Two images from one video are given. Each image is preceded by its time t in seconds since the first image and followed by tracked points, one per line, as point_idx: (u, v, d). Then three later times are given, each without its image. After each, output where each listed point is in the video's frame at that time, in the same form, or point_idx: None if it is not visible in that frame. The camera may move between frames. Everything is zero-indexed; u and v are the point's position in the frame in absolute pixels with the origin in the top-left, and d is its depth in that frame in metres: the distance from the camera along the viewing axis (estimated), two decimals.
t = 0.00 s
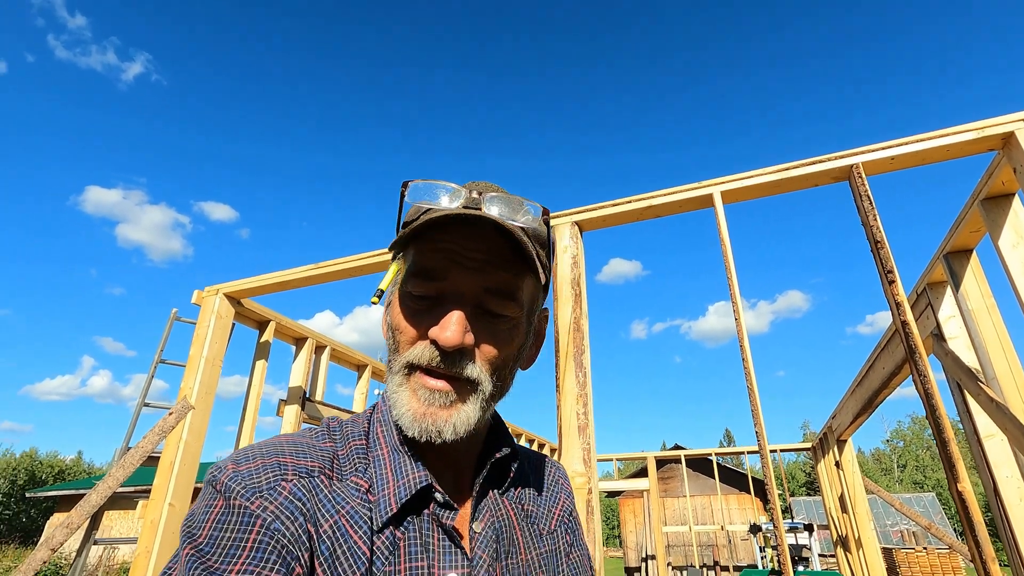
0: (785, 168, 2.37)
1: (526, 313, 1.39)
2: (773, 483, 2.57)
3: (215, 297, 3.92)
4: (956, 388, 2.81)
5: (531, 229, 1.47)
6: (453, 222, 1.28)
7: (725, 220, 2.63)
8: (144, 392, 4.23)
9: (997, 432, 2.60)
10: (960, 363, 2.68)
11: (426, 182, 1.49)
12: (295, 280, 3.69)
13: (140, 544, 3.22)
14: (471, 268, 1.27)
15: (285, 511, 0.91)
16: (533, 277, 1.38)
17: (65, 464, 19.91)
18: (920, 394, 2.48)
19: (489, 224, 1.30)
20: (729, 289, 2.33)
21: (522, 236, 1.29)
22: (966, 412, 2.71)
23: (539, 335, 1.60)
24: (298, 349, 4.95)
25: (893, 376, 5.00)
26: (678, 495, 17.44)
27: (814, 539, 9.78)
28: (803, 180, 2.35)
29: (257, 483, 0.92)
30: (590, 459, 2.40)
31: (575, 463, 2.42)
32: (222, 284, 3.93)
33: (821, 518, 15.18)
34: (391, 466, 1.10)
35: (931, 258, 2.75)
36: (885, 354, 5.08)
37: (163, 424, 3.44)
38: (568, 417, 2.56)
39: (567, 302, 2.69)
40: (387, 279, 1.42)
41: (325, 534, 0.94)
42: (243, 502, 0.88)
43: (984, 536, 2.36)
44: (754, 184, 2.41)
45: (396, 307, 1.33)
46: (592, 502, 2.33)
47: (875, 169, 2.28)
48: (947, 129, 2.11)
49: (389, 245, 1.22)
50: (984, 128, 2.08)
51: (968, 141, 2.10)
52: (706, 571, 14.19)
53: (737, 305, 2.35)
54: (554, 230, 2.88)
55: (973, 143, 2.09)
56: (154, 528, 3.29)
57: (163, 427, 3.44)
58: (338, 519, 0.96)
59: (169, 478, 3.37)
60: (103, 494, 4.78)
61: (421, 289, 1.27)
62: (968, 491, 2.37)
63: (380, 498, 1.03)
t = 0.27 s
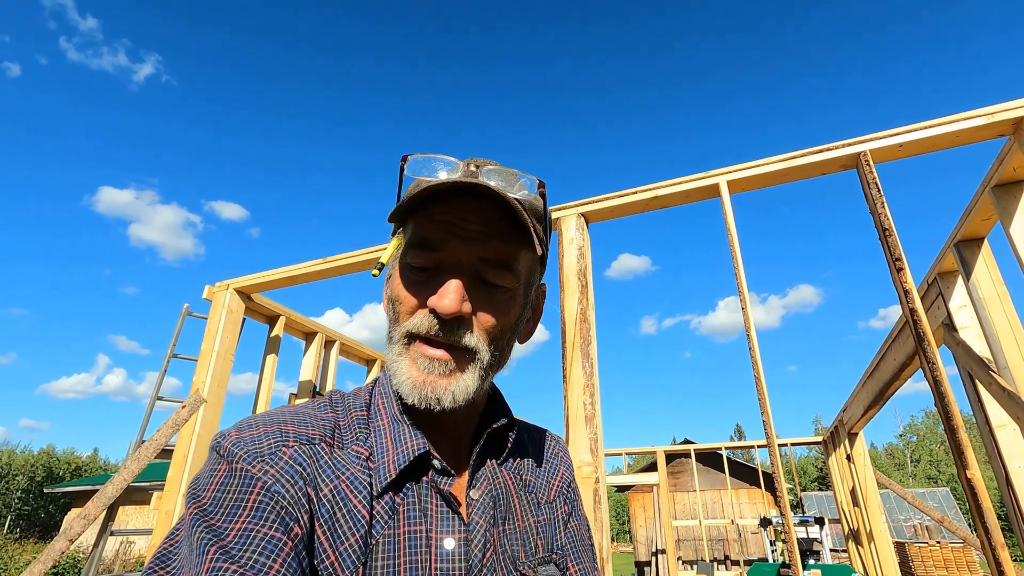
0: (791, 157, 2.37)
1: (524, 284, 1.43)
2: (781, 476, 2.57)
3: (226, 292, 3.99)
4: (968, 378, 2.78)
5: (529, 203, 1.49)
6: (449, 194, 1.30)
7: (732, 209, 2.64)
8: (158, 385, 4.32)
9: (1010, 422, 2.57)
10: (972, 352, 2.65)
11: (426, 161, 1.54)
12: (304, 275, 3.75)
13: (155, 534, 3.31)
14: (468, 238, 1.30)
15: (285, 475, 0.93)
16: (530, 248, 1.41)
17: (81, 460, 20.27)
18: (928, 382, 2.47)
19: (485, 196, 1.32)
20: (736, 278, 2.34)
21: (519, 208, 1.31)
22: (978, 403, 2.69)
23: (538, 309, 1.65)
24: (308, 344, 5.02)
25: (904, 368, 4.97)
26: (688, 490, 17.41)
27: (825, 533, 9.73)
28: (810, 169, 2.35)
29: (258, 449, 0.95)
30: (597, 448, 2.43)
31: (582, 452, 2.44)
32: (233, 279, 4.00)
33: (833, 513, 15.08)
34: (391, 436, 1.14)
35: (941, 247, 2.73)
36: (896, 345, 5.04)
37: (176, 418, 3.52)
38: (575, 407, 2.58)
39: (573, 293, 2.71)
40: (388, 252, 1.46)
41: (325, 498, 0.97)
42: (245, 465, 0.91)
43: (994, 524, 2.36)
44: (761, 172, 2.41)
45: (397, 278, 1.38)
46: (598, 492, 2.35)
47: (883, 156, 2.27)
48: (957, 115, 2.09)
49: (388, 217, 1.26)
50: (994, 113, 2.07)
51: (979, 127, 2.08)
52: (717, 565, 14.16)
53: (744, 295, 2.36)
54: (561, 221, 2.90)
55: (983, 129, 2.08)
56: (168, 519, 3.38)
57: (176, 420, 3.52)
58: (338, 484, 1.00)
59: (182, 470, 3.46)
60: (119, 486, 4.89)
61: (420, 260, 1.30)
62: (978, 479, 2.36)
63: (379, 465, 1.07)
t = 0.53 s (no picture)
0: (793, 149, 2.35)
1: (524, 274, 1.43)
2: (781, 470, 2.57)
3: (229, 286, 4.01)
4: (972, 370, 2.77)
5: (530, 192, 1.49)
6: (452, 182, 1.31)
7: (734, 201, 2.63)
8: (163, 378, 4.36)
9: (1013, 414, 2.56)
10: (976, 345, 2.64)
11: (428, 152, 1.55)
12: (306, 268, 3.76)
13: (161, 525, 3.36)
14: (470, 228, 1.31)
15: (288, 455, 0.94)
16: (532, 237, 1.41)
17: (87, 454, 20.40)
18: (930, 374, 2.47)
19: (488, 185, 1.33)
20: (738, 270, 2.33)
21: (521, 198, 1.32)
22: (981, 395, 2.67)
23: (538, 300, 1.66)
24: (311, 337, 5.04)
25: (906, 360, 4.95)
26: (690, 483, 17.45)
27: (827, 526, 9.75)
28: (812, 160, 2.34)
29: (262, 430, 0.96)
30: (598, 440, 2.44)
31: (584, 445, 2.45)
32: (235, 273, 4.01)
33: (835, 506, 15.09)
34: (392, 419, 1.15)
35: (945, 238, 2.71)
36: (899, 338, 5.03)
37: (180, 411, 3.56)
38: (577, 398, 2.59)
39: (575, 286, 2.71)
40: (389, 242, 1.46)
41: (328, 479, 0.98)
42: (249, 446, 0.92)
43: (995, 515, 2.35)
44: (763, 164, 2.40)
45: (400, 267, 1.38)
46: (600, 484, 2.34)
47: (886, 147, 2.26)
48: (962, 104, 2.07)
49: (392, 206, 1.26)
50: (998, 103, 2.06)
51: (984, 116, 2.07)
52: (719, 558, 14.21)
53: (745, 287, 2.36)
54: (563, 214, 2.90)
55: (988, 119, 2.06)
56: (173, 511, 3.41)
57: (180, 413, 3.55)
58: (340, 465, 1.01)
59: (187, 462, 3.50)
60: (124, 479, 4.93)
61: (422, 249, 1.31)
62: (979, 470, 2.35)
63: (381, 447, 1.09)
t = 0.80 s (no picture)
0: (792, 135, 2.29)
1: (512, 259, 1.38)
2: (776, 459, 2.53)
3: (225, 273, 3.97)
4: (970, 360, 2.72)
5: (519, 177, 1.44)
6: (441, 162, 1.25)
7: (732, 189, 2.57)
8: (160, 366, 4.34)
9: (1011, 403, 2.51)
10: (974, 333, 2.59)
11: (416, 130, 1.47)
12: (302, 256, 3.71)
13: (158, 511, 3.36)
14: (459, 210, 1.26)
15: (262, 439, 0.87)
16: (519, 223, 1.38)
17: (91, 442, 20.51)
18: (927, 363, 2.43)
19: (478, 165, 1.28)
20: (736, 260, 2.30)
21: (514, 180, 1.28)
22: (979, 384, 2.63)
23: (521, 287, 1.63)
24: (309, 326, 5.01)
25: (905, 350, 4.92)
26: (689, 471, 17.55)
27: (824, 514, 9.79)
28: (811, 147, 2.27)
29: (233, 414, 0.90)
30: (594, 429, 2.39)
31: (580, 433, 2.41)
32: (231, 261, 3.97)
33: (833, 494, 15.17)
34: (371, 404, 1.11)
35: (945, 226, 2.65)
36: (898, 327, 4.99)
37: (177, 398, 3.55)
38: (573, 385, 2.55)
39: (572, 274, 2.66)
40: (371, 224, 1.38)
41: (303, 465, 0.92)
42: (221, 430, 0.86)
43: (989, 502, 2.33)
44: (761, 151, 2.34)
45: (382, 248, 1.30)
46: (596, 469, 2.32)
47: (887, 133, 2.19)
48: (964, 90, 2.00)
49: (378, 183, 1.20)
50: (1000, 89, 1.99)
51: (986, 102, 2.00)
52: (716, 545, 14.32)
53: (742, 276, 2.31)
54: (560, 201, 2.84)
55: (990, 105, 1.99)
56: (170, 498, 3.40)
57: (177, 401, 3.53)
58: (316, 451, 0.96)
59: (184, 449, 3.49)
60: (122, 466, 4.93)
61: (408, 230, 1.25)
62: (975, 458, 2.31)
63: (359, 432, 1.04)
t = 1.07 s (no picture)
0: (787, 125, 2.23)
1: (510, 251, 1.34)
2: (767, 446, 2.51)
3: (214, 263, 3.88)
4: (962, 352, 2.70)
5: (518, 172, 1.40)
6: (444, 152, 1.19)
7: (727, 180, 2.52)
8: (150, 356, 4.29)
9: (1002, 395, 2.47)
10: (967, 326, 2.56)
11: (416, 120, 1.42)
12: (293, 246, 3.63)
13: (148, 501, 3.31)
14: (461, 200, 1.20)
15: (249, 439, 0.83)
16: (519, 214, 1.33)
17: (83, 432, 20.43)
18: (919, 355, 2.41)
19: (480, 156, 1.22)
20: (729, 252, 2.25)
21: (519, 171, 1.24)
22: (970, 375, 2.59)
23: (514, 280, 1.58)
24: (301, 316, 4.94)
25: (897, 341, 4.91)
26: (682, 460, 17.68)
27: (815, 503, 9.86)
28: (807, 137, 2.22)
29: (218, 414, 0.85)
30: (587, 420, 2.36)
31: (572, 423, 2.38)
32: (221, 250, 3.89)
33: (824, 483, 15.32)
34: (362, 403, 1.06)
35: (939, 218, 2.61)
36: (890, 319, 4.97)
37: (167, 388, 3.48)
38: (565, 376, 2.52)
39: (565, 264, 2.61)
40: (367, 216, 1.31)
41: (292, 465, 0.88)
42: (207, 430, 0.81)
43: (978, 495, 2.31)
44: (756, 141, 2.28)
45: (381, 240, 1.23)
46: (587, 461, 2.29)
47: (882, 124, 2.14)
48: (961, 80, 1.95)
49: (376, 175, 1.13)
50: (997, 79, 1.94)
51: (983, 93, 1.94)
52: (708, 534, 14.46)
53: (736, 269, 2.27)
54: (553, 190, 2.79)
55: (986, 96, 1.94)
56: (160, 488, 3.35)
57: (167, 391, 3.47)
58: (305, 450, 0.91)
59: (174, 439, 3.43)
60: (112, 456, 4.88)
61: (410, 221, 1.18)
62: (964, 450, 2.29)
63: (349, 432, 1.00)
